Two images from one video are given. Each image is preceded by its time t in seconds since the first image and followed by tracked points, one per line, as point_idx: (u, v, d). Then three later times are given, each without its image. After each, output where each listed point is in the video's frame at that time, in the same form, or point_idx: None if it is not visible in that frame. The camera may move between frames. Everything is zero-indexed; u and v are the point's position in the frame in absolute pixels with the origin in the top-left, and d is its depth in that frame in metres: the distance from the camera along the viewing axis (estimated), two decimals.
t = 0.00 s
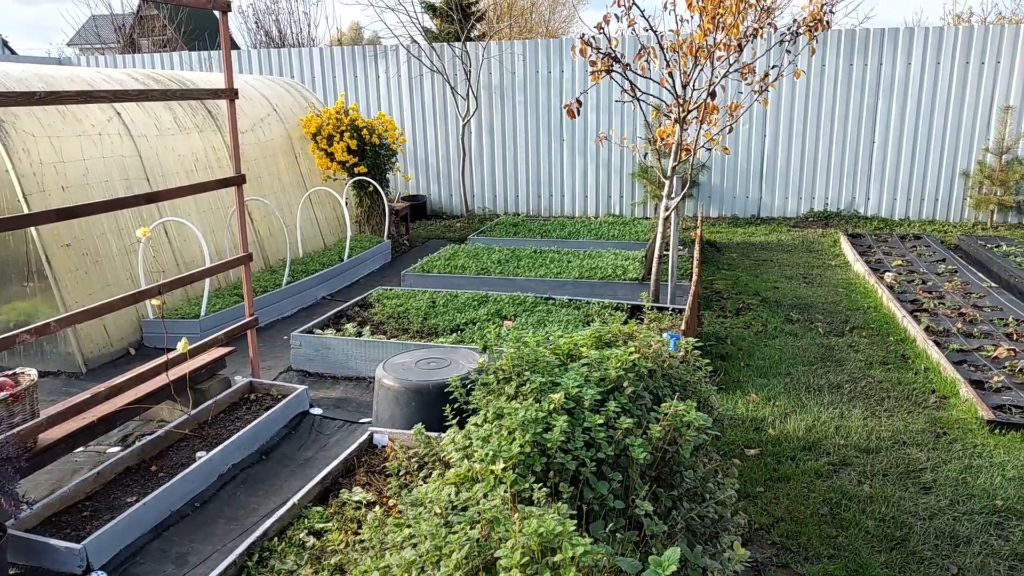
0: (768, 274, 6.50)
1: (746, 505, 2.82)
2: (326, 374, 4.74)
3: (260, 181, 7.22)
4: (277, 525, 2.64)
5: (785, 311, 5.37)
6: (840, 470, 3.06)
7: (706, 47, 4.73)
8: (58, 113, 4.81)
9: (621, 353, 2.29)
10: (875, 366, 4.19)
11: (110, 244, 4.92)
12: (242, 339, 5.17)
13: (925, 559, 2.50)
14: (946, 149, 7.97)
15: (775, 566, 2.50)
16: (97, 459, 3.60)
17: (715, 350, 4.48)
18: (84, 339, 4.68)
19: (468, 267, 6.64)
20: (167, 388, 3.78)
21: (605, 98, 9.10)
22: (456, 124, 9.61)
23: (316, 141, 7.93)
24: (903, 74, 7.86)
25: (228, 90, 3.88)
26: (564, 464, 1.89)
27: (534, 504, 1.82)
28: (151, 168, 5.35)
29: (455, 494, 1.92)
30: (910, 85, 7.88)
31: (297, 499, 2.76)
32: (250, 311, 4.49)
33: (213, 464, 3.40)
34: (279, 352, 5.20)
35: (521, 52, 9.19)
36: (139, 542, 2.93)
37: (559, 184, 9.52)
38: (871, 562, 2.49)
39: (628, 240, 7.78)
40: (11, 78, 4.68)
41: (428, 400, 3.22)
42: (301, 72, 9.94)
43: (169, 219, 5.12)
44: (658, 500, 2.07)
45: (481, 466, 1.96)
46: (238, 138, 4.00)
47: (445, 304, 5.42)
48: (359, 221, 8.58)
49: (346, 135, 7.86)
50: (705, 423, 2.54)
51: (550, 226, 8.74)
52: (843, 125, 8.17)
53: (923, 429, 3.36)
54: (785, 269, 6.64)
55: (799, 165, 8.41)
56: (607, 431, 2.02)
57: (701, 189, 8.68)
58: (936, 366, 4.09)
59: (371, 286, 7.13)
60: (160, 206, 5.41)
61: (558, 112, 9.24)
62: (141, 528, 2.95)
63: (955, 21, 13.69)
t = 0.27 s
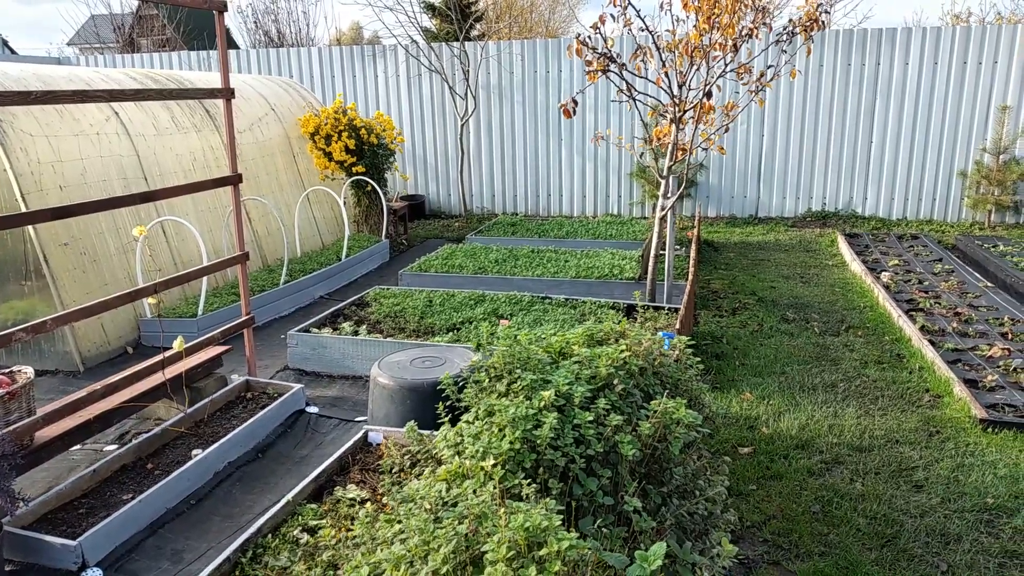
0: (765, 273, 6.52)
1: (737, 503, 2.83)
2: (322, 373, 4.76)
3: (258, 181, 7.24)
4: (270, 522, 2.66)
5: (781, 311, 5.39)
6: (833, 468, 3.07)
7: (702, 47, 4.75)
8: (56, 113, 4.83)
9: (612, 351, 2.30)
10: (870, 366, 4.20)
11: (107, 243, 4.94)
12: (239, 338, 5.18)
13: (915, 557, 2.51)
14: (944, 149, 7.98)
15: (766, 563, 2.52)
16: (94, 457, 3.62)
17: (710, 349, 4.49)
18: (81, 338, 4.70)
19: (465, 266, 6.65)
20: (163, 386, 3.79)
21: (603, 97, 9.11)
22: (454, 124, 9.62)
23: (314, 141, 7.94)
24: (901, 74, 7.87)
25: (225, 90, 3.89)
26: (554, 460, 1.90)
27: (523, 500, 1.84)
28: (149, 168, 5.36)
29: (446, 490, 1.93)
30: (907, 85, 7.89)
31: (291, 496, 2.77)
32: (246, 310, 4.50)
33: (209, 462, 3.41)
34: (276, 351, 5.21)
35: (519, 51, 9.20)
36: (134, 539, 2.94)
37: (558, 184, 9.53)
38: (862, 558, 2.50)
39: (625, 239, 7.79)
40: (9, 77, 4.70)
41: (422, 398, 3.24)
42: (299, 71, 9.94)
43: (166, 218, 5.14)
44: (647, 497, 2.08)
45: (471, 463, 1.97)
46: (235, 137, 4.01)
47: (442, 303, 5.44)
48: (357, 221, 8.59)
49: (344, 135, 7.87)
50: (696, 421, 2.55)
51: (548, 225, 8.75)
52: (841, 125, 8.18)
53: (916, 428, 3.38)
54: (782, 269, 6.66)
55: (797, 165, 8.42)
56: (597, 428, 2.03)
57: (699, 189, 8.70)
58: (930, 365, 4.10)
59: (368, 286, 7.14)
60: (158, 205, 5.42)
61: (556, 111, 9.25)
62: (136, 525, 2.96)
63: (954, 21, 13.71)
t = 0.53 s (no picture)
0: (765, 268, 6.52)
1: (731, 495, 2.84)
2: (322, 366, 4.78)
3: (259, 175, 7.25)
4: (267, 512, 2.69)
5: (780, 306, 5.39)
6: (827, 461, 3.08)
7: (701, 41, 4.75)
8: (57, 106, 4.85)
9: (605, 343, 2.32)
10: (868, 360, 4.21)
11: (108, 236, 4.96)
12: (239, 331, 5.21)
13: (907, 549, 2.53)
14: (945, 144, 7.96)
15: (759, 554, 2.53)
16: (94, 448, 3.65)
17: (708, 343, 4.50)
18: (82, 330, 4.72)
19: (466, 261, 6.66)
20: (163, 378, 3.82)
21: (604, 92, 9.11)
22: (456, 119, 9.62)
23: (315, 135, 7.95)
24: (902, 69, 7.86)
25: (224, 84, 3.90)
26: (545, 450, 1.92)
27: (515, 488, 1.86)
28: (149, 162, 5.38)
29: (438, 480, 1.95)
30: (909, 80, 7.87)
31: (287, 487, 2.80)
32: (246, 303, 4.52)
33: (208, 453, 3.44)
34: (275, 344, 5.24)
35: (521, 46, 9.20)
36: (133, 529, 2.97)
37: (559, 179, 9.53)
38: (854, 550, 2.51)
39: (626, 234, 7.79)
40: (10, 71, 4.72)
41: (420, 390, 3.26)
42: (301, 66, 9.95)
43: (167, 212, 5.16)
44: (639, 487, 2.10)
45: (463, 453, 1.99)
46: (234, 131, 4.02)
47: (441, 297, 5.45)
48: (358, 215, 8.61)
49: (344, 129, 7.88)
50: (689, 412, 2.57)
51: (549, 220, 8.75)
52: (842, 120, 8.17)
53: (912, 422, 3.39)
54: (782, 264, 6.66)
55: (799, 160, 8.41)
56: (588, 419, 2.05)
57: (700, 184, 8.70)
58: (928, 360, 4.11)
59: (369, 280, 7.16)
60: (159, 198, 5.44)
61: (558, 106, 9.25)
62: (135, 515, 2.99)
63: (957, 16, 13.66)
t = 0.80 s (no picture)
0: (774, 269, 6.51)
1: (734, 494, 2.86)
2: (331, 363, 4.82)
3: (270, 174, 7.32)
4: (274, 506, 2.74)
5: (788, 307, 5.39)
6: (832, 461, 3.08)
7: (710, 43, 4.75)
8: (72, 106, 4.92)
9: (607, 341, 2.34)
10: (875, 362, 4.20)
11: (121, 233, 5.03)
12: (249, 328, 5.27)
13: (909, 549, 2.53)
14: (958, 146, 7.91)
15: (761, 553, 2.54)
16: (106, 442, 3.71)
17: (715, 344, 4.51)
18: (95, 326, 4.80)
19: (475, 260, 6.70)
20: (173, 373, 3.87)
21: (614, 93, 9.11)
22: (467, 119, 9.66)
23: (326, 135, 8.01)
24: (914, 70, 7.81)
25: (235, 83, 3.95)
26: (545, 446, 1.95)
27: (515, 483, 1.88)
28: (162, 160, 5.45)
29: (441, 474, 1.98)
30: (921, 81, 7.83)
31: (294, 482, 2.85)
32: (256, 300, 4.57)
33: (217, 447, 3.49)
34: (285, 342, 5.29)
35: (532, 47, 9.22)
36: (143, 521, 3.02)
37: (569, 179, 9.54)
38: (856, 549, 2.52)
39: (635, 235, 7.80)
40: (27, 71, 4.79)
41: (426, 387, 3.29)
42: (313, 66, 10.02)
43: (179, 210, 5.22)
44: (639, 484, 2.13)
45: (465, 448, 2.02)
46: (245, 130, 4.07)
47: (449, 296, 5.49)
48: (368, 214, 8.67)
49: (356, 129, 7.93)
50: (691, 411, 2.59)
51: (558, 220, 8.77)
52: (853, 122, 8.13)
53: (917, 423, 3.38)
54: (792, 265, 6.64)
55: (810, 162, 8.38)
56: (589, 416, 2.07)
57: (710, 185, 8.69)
58: (935, 361, 4.09)
59: (379, 279, 7.21)
60: (171, 196, 5.51)
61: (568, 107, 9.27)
62: (145, 508, 3.04)
63: (972, 17, 13.56)
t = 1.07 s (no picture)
0: (786, 267, 6.48)
1: (739, 489, 2.87)
2: (342, 357, 4.87)
3: (284, 170, 7.38)
4: (283, 496, 2.79)
5: (799, 304, 5.37)
6: (838, 458, 3.08)
7: (721, 39, 4.74)
8: (89, 103, 5.00)
9: (612, 336, 2.37)
10: (885, 359, 4.19)
11: (137, 228, 5.10)
12: (262, 322, 5.33)
13: (913, 545, 2.53)
14: (974, 143, 7.83)
15: (764, 548, 2.55)
16: (120, 433, 3.78)
17: (724, 341, 4.51)
18: (111, 320, 4.87)
19: (486, 256, 6.73)
20: (186, 366, 3.94)
21: (626, 89, 9.10)
22: (479, 116, 9.68)
23: (339, 131, 8.07)
24: (930, 67, 7.74)
25: (247, 80, 3.99)
26: (547, 438, 1.98)
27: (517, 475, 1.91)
28: (177, 156, 5.52)
29: (444, 465, 2.01)
30: (937, 78, 7.75)
31: (303, 473, 2.90)
32: (268, 295, 4.63)
33: (228, 439, 3.54)
34: (297, 336, 5.35)
35: (544, 43, 9.23)
36: (155, 510, 3.08)
37: (581, 176, 9.54)
38: (860, 545, 2.52)
39: (646, 231, 7.79)
40: (45, 68, 4.87)
41: (434, 381, 3.32)
42: (327, 62, 10.09)
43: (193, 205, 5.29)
44: (642, 477, 2.15)
45: (468, 439, 2.06)
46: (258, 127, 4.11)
47: (460, 292, 5.52)
48: (381, 210, 8.72)
49: (369, 125, 7.97)
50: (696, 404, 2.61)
51: (570, 217, 8.78)
52: (868, 118, 8.07)
53: (926, 421, 3.37)
54: (804, 263, 6.61)
55: (823, 159, 8.33)
56: (592, 410, 2.10)
57: (724, 182, 8.66)
58: (945, 359, 4.07)
59: (390, 274, 7.25)
60: (186, 191, 5.58)
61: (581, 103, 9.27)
62: (157, 497, 3.10)
63: (990, 13, 13.41)
